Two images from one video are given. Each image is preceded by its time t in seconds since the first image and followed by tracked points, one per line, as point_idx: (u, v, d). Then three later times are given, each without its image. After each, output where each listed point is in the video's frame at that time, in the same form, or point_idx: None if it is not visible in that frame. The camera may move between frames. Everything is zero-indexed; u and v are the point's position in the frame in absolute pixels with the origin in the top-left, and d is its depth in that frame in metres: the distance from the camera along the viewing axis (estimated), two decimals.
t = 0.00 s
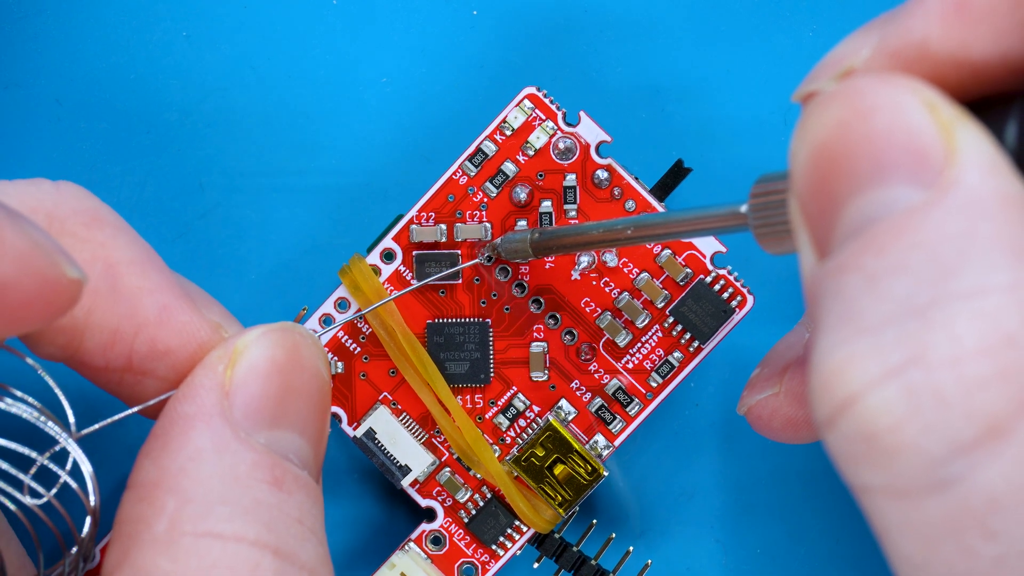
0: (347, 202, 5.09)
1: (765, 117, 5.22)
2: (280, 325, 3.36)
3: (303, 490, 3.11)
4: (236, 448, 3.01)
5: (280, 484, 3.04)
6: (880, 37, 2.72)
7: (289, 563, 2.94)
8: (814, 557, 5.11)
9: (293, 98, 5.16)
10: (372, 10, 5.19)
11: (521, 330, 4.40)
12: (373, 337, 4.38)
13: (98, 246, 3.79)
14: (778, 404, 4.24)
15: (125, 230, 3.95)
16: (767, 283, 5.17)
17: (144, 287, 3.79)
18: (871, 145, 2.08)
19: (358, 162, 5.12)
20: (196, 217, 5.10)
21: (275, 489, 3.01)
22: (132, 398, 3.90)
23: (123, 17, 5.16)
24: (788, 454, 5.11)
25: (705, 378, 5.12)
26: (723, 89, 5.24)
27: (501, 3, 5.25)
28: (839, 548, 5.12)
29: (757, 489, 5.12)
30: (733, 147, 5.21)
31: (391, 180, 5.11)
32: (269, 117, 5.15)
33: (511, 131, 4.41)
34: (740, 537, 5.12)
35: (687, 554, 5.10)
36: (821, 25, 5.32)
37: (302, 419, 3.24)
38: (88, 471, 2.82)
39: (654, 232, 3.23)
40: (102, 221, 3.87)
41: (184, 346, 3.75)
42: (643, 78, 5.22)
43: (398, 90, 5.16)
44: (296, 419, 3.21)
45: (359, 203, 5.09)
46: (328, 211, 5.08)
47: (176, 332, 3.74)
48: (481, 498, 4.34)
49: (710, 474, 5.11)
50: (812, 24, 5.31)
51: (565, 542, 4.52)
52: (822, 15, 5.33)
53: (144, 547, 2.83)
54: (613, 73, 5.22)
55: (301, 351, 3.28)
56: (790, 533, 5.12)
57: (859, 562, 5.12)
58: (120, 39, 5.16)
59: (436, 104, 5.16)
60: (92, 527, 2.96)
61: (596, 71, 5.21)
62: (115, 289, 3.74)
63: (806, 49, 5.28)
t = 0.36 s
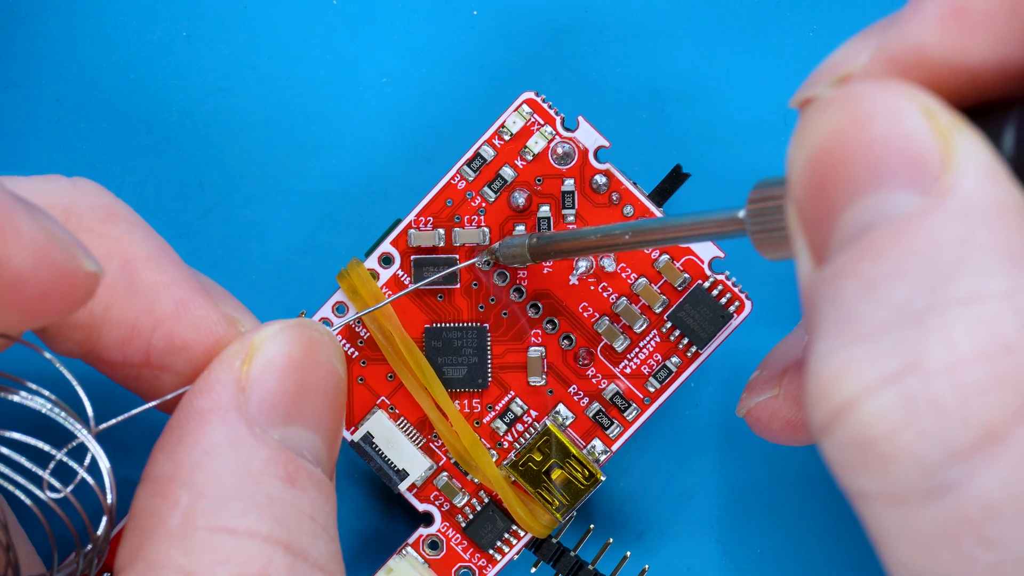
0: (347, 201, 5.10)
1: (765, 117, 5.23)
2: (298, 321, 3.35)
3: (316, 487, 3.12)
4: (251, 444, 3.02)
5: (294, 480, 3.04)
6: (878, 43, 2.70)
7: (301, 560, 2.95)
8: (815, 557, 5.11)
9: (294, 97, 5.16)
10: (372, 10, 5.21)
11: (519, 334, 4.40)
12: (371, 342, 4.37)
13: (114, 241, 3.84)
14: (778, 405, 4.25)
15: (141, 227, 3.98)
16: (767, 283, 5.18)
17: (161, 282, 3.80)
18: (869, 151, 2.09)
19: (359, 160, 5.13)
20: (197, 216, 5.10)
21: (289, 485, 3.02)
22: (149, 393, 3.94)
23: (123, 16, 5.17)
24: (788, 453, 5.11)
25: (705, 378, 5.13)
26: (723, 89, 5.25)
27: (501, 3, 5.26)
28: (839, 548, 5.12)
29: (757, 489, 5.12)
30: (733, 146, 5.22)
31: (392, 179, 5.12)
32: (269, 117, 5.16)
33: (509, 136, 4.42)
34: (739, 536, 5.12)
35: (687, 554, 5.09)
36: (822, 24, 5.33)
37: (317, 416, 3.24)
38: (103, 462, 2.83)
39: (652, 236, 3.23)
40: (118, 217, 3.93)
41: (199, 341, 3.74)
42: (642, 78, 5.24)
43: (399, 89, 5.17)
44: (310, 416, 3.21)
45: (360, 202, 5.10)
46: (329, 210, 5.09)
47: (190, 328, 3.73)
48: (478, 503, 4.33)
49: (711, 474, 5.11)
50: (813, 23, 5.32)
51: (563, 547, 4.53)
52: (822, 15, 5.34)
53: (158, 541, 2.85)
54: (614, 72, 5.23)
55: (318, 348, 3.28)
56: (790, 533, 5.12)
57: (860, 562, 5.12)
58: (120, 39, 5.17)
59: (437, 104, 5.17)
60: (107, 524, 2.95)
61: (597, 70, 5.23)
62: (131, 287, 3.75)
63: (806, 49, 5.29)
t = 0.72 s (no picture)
0: (348, 202, 5.10)
1: (766, 117, 5.25)
2: (308, 327, 3.39)
3: (324, 492, 3.14)
4: (260, 448, 3.05)
5: (302, 484, 3.07)
6: (875, 47, 2.75)
7: (309, 563, 2.97)
8: (816, 556, 5.10)
9: (294, 97, 5.18)
10: (372, 10, 5.22)
11: (518, 338, 4.40)
12: (370, 346, 4.37)
13: (127, 242, 3.87)
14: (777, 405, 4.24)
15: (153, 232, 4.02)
16: (767, 284, 5.19)
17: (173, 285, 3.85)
18: (866, 157, 2.10)
19: (360, 160, 5.14)
20: (197, 217, 5.11)
21: (297, 489, 3.05)
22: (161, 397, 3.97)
23: (123, 16, 5.18)
24: (788, 453, 5.11)
25: (705, 378, 5.13)
26: (723, 89, 5.27)
27: (501, 3, 5.28)
28: (838, 547, 5.12)
29: (757, 489, 5.12)
30: (733, 147, 5.24)
31: (392, 179, 5.13)
32: (270, 118, 5.17)
33: (509, 141, 4.43)
34: (739, 536, 5.11)
35: (688, 554, 5.09)
36: (821, 24, 5.34)
37: (326, 422, 3.27)
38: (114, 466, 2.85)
39: (651, 241, 3.23)
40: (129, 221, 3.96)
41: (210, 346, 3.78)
42: (642, 79, 5.25)
43: (399, 89, 5.18)
44: (318, 422, 3.24)
45: (361, 202, 5.10)
46: (329, 210, 5.10)
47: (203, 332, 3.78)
48: (476, 507, 4.32)
49: (711, 474, 5.11)
50: (812, 24, 5.34)
51: (560, 551, 4.53)
52: (822, 15, 5.36)
53: (166, 543, 2.87)
54: (614, 73, 5.25)
55: (328, 354, 3.31)
56: (790, 533, 5.11)
57: (860, 561, 5.12)
58: (120, 39, 5.18)
59: (438, 104, 5.19)
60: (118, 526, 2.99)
61: (597, 70, 5.25)
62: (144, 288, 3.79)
63: (806, 49, 5.31)
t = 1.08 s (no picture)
0: (348, 201, 5.10)
1: (765, 116, 5.24)
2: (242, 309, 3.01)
3: (238, 448, 2.63)
4: (170, 394, 2.59)
5: (214, 433, 2.58)
6: (875, 48, 2.74)
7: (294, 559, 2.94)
8: (815, 556, 5.11)
9: (294, 96, 5.18)
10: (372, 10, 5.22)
11: (518, 337, 4.40)
12: (370, 345, 4.37)
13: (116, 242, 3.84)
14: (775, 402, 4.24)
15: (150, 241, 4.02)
16: (767, 283, 5.19)
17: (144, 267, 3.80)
18: (865, 157, 2.10)
19: (359, 160, 5.13)
20: (196, 216, 5.11)
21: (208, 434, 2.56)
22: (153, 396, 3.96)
23: (122, 15, 5.18)
24: (788, 452, 5.11)
25: (705, 377, 5.13)
26: (724, 88, 5.27)
27: (500, 2, 5.27)
28: (838, 547, 5.12)
29: (757, 489, 5.12)
30: (733, 146, 5.24)
31: (392, 179, 5.12)
32: (269, 118, 5.17)
33: (509, 140, 4.43)
34: (738, 536, 5.11)
35: (687, 553, 5.09)
36: (821, 24, 5.34)
37: (252, 392, 2.80)
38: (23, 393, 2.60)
39: (651, 240, 3.23)
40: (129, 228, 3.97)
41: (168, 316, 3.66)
42: (642, 78, 5.25)
43: (398, 89, 5.18)
44: (243, 390, 2.77)
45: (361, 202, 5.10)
46: (328, 210, 5.10)
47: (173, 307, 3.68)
48: (476, 507, 4.32)
49: (710, 474, 5.11)
50: (813, 23, 5.34)
51: (560, 550, 4.54)
52: (823, 15, 5.35)
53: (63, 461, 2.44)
54: (614, 72, 5.25)
55: (259, 335, 2.90)
56: (789, 533, 5.12)
57: (860, 562, 5.12)
58: (119, 39, 5.18)
59: (437, 104, 5.18)
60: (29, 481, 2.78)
61: (597, 69, 5.24)
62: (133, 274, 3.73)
63: (806, 49, 5.31)
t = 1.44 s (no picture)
0: (348, 201, 5.10)
1: (766, 115, 5.24)
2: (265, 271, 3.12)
3: (234, 417, 2.77)
4: (180, 350, 2.69)
5: (214, 399, 2.71)
6: (875, 46, 2.71)
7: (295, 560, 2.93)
8: (815, 556, 5.11)
9: (294, 96, 5.18)
10: (372, 9, 5.22)
11: (518, 338, 4.39)
12: (370, 345, 4.37)
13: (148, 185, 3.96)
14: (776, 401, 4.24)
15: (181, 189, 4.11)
16: (767, 283, 5.19)
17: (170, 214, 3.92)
18: (865, 155, 2.09)
19: (360, 159, 5.13)
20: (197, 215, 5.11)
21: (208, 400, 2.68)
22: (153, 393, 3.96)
23: (123, 15, 5.18)
24: (788, 452, 5.11)
25: (705, 377, 5.13)
26: (724, 87, 5.27)
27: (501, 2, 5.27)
28: (839, 547, 5.12)
29: (758, 489, 5.11)
30: (733, 146, 5.24)
31: (392, 179, 5.12)
32: (269, 117, 5.17)
33: (509, 140, 4.43)
34: (739, 536, 5.11)
35: (687, 553, 5.09)
36: (822, 24, 5.34)
37: (259, 358, 2.94)
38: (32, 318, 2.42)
39: (651, 239, 3.23)
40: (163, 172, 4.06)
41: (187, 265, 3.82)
42: (643, 77, 5.25)
43: (399, 88, 5.18)
44: (251, 355, 2.91)
45: (361, 201, 5.10)
46: (329, 210, 5.10)
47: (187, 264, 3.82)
48: (476, 507, 4.32)
49: (711, 473, 5.11)
50: (813, 23, 5.34)
51: (561, 550, 4.53)
52: (823, 14, 5.35)
53: (62, 399, 2.55)
54: (614, 71, 5.25)
55: (279, 303, 3.03)
56: (790, 533, 5.11)
57: (860, 562, 5.12)
58: (120, 38, 5.18)
59: (437, 104, 5.18)
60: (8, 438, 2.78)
61: (597, 69, 5.24)
62: (162, 220, 3.89)
63: (806, 48, 5.31)
